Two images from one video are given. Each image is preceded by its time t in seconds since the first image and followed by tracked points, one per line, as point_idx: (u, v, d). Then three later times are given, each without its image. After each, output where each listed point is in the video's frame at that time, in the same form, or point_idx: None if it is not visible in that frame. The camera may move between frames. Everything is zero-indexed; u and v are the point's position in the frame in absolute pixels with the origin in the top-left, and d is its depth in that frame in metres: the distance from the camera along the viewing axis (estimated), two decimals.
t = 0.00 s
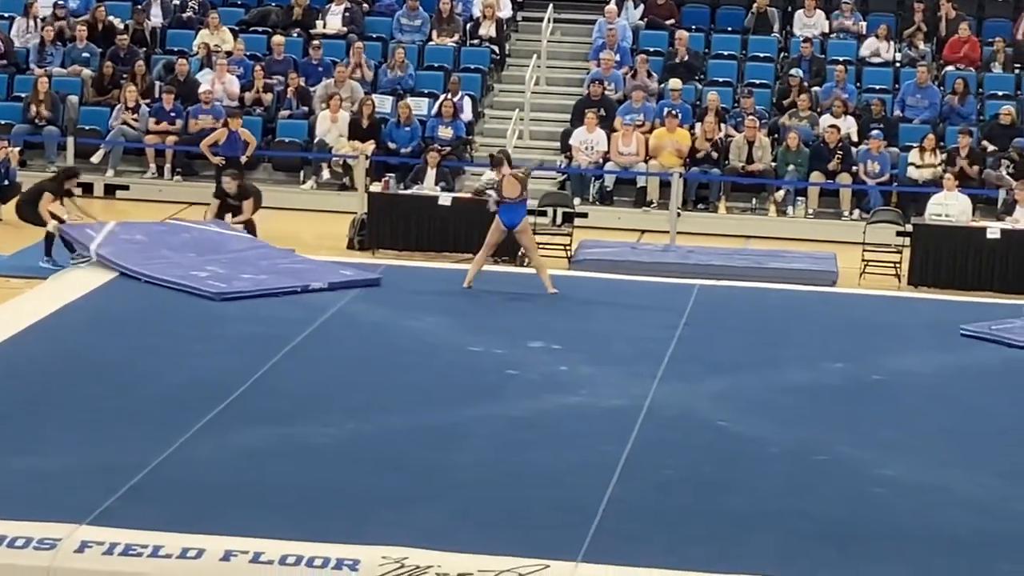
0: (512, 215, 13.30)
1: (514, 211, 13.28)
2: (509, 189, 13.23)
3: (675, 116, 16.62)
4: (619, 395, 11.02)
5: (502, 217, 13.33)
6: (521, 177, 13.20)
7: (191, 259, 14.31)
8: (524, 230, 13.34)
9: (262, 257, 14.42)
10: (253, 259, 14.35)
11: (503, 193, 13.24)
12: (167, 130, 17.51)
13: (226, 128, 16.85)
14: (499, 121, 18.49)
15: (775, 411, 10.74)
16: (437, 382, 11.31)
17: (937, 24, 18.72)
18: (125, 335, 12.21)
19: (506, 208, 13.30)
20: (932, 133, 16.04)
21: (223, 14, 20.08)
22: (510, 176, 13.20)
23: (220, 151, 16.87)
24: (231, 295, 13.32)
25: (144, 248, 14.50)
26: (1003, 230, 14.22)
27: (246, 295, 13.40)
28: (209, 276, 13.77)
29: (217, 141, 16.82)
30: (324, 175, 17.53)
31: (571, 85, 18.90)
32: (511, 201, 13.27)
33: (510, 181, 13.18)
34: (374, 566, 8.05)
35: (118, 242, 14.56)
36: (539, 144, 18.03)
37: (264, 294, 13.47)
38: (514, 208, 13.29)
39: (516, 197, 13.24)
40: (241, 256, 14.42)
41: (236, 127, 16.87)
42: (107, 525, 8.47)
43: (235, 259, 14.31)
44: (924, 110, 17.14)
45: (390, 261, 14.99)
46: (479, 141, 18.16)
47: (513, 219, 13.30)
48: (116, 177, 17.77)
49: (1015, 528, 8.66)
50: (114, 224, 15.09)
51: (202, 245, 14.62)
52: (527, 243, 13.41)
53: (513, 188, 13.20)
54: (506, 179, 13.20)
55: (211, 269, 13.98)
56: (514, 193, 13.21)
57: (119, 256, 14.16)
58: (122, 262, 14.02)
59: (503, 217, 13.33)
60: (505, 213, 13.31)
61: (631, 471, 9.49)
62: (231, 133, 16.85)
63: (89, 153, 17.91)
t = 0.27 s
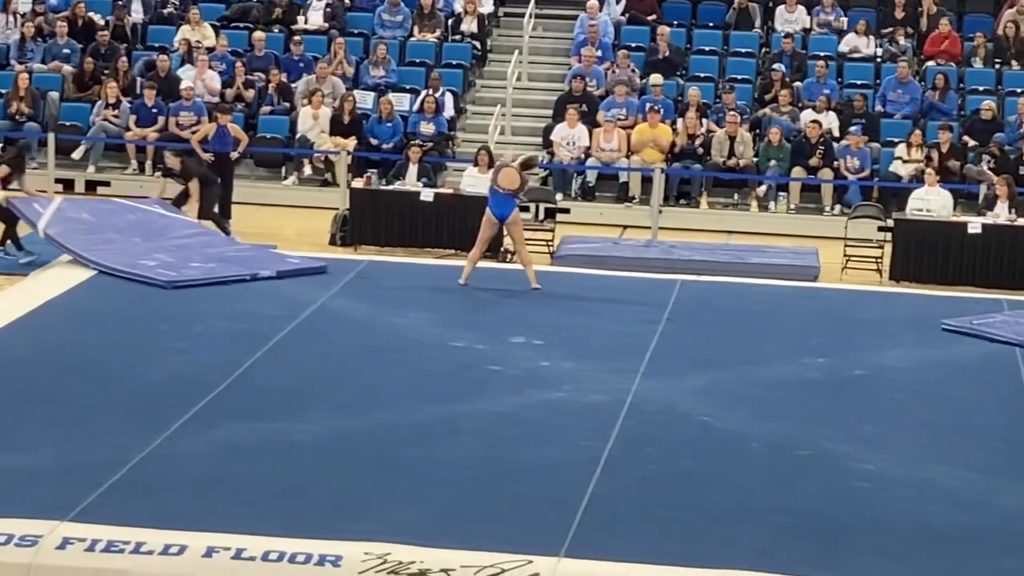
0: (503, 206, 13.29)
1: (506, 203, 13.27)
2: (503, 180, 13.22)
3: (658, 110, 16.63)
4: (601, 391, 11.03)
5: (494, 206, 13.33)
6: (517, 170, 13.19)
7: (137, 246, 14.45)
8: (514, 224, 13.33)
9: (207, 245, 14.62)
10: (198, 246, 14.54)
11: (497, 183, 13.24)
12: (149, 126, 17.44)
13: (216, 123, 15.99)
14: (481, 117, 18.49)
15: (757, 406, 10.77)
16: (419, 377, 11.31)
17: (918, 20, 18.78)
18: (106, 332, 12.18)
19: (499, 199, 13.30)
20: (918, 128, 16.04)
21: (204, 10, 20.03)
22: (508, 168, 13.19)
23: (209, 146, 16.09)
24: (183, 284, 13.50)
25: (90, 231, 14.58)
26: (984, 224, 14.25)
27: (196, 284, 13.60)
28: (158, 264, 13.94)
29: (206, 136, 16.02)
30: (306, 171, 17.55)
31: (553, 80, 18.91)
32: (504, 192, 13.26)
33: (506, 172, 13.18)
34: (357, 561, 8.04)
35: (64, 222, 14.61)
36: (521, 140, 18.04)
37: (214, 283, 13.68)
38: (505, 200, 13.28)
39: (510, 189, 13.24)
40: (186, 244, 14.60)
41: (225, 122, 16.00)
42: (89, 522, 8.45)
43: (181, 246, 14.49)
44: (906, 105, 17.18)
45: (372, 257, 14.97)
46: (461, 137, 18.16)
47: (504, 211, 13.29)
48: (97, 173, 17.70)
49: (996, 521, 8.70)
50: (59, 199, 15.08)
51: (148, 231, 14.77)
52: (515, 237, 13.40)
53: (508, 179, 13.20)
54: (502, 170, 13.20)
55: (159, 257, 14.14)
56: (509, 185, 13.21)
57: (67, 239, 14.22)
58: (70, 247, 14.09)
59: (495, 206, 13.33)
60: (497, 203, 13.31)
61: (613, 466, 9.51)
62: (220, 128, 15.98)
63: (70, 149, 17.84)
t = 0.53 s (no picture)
0: (489, 206, 13.28)
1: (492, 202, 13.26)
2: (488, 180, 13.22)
3: (645, 110, 16.64)
4: (589, 390, 11.04)
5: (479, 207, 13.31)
6: (500, 168, 13.20)
7: (89, 238, 14.55)
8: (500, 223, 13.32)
9: (158, 236, 14.76)
10: (149, 238, 14.68)
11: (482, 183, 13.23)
12: (135, 126, 17.35)
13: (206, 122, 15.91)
14: (468, 117, 18.48)
15: (744, 405, 10.78)
16: (407, 377, 11.30)
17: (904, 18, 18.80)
18: (93, 332, 12.15)
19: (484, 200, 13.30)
20: (909, 129, 16.06)
21: (191, 10, 19.99)
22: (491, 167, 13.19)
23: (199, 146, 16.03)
24: (136, 277, 13.65)
25: (42, 222, 14.62)
26: (971, 223, 14.28)
27: (148, 277, 13.76)
28: (110, 257, 14.06)
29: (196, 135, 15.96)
30: (293, 171, 17.47)
31: (540, 80, 18.91)
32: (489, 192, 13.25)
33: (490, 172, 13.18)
34: (344, 561, 8.04)
35: (16, 212, 14.66)
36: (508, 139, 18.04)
37: (167, 275, 13.85)
38: (490, 199, 13.28)
39: (495, 187, 13.24)
40: (137, 236, 14.73)
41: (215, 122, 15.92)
42: (76, 522, 8.43)
43: (133, 239, 14.61)
44: (893, 104, 17.20)
45: (359, 257, 14.96)
46: (448, 137, 18.15)
47: (490, 210, 13.28)
48: (83, 173, 17.66)
49: (983, 519, 8.71)
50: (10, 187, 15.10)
51: (99, 221, 14.86)
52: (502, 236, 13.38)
53: (492, 178, 13.20)
54: (486, 169, 13.20)
55: (110, 250, 14.27)
56: (493, 184, 13.21)
57: (20, 231, 14.26)
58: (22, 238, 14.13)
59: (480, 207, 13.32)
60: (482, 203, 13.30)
61: (601, 465, 9.51)
62: (210, 127, 15.91)
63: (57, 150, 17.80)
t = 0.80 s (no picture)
0: (478, 206, 13.28)
1: (482, 203, 13.25)
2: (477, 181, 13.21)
3: (634, 110, 16.67)
4: (578, 389, 11.03)
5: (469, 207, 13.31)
6: (489, 168, 13.19)
7: (45, 233, 14.56)
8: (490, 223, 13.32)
9: (114, 231, 14.85)
10: (105, 232, 14.77)
11: (471, 183, 13.22)
12: (124, 127, 17.32)
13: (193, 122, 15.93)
14: (457, 117, 18.47)
15: (734, 404, 10.79)
16: (396, 377, 11.29)
17: (892, 18, 18.83)
18: (81, 332, 12.12)
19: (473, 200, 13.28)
20: (898, 129, 16.10)
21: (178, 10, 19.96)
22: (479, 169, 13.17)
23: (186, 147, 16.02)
24: (96, 271, 13.74)
25: None
26: (959, 222, 14.30)
27: (108, 271, 13.86)
28: (68, 252, 14.10)
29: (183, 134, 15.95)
30: (281, 171, 17.46)
31: (528, 80, 18.91)
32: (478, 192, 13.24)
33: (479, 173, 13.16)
34: (334, 561, 8.02)
35: None
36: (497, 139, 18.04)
37: (125, 270, 13.96)
38: (480, 199, 13.27)
39: (484, 188, 13.23)
40: (93, 230, 14.82)
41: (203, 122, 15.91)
42: (65, 523, 8.41)
43: (89, 233, 14.66)
44: (881, 103, 17.23)
45: (348, 257, 14.94)
46: (436, 137, 18.14)
47: (480, 210, 13.27)
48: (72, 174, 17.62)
49: (972, 518, 8.73)
50: None
51: (54, 217, 14.91)
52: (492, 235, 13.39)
53: (481, 179, 13.19)
54: (475, 170, 13.18)
55: (69, 245, 14.30)
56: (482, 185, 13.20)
57: None
58: None
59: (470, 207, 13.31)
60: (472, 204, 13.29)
61: (590, 465, 9.51)
62: (197, 128, 15.92)
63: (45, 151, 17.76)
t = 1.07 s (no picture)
0: (466, 209, 13.28)
1: (470, 206, 13.25)
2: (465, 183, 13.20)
3: (623, 110, 16.62)
4: (568, 391, 11.03)
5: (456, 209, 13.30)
6: (478, 171, 13.17)
7: None
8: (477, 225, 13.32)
9: (67, 224, 14.84)
10: (58, 227, 14.74)
11: (459, 186, 13.21)
12: (111, 128, 17.33)
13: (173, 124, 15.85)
14: (445, 118, 18.47)
15: (723, 405, 10.79)
16: (385, 379, 11.28)
17: (880, 19, 18.86)
18: (69, 334, 12.10)
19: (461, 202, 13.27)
20: (886, 129, 16.15)
21: (167, 12, 19.93)
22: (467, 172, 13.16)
23: (166, 148, 15.99)
24: (61, 269, 13.85)
25: None
26: (947, 223, 14.32)
27: (72, 268, 13.97)
28: (26, 250, 14.07)
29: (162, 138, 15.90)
30: (270, 173, 17.44)
31: (517, 80, 18.91)
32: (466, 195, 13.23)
33: (467, 177, 13.15)
34: (322, 564, 8.02)
35: None
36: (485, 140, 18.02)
37: (87, 266, 14.07)
38: (468, 202, 13.26)
39: (472, 190, 13.22)
40: (45, 226, 14.76)
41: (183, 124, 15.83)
42: (53, 526, 8.39)
43: (44, 229, 14.63)
44: (868, 103, 17.25)
45: (336, 259, 14.93)
46: (425, 138, 18.14)
47: (468, 213, 13.27)
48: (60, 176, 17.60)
49: (960, 519, 8.74)
50: None
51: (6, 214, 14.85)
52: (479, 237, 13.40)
53: (470, 182, 13.18)
54: (464, 173, 13.16)
55: (25, 243, 14.24)
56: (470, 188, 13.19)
57: None
58: None
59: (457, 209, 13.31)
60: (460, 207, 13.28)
61: (580, 466, 9.51)
62: (175, 131, 15.86)
63: (32, 152, 17.73)
